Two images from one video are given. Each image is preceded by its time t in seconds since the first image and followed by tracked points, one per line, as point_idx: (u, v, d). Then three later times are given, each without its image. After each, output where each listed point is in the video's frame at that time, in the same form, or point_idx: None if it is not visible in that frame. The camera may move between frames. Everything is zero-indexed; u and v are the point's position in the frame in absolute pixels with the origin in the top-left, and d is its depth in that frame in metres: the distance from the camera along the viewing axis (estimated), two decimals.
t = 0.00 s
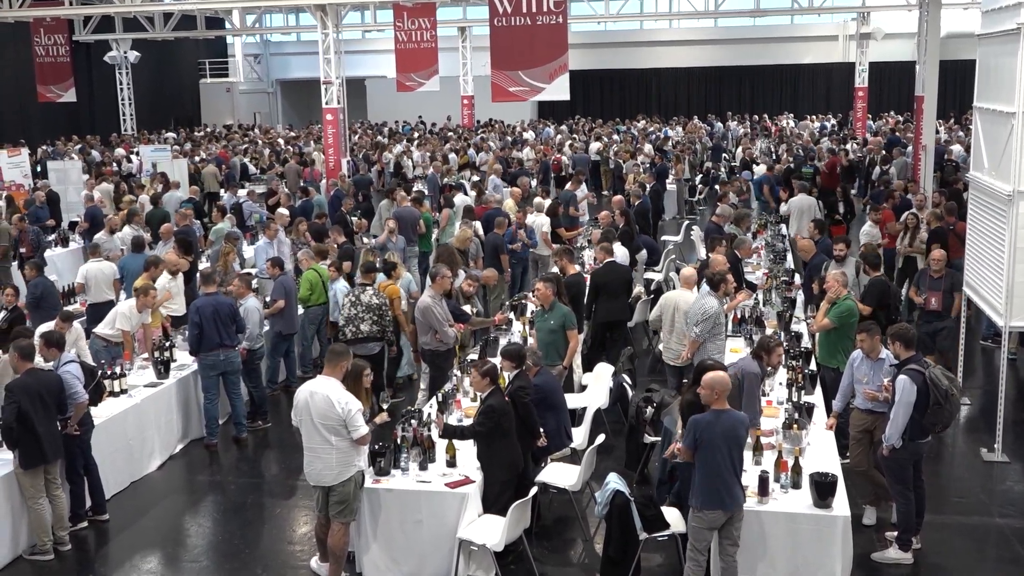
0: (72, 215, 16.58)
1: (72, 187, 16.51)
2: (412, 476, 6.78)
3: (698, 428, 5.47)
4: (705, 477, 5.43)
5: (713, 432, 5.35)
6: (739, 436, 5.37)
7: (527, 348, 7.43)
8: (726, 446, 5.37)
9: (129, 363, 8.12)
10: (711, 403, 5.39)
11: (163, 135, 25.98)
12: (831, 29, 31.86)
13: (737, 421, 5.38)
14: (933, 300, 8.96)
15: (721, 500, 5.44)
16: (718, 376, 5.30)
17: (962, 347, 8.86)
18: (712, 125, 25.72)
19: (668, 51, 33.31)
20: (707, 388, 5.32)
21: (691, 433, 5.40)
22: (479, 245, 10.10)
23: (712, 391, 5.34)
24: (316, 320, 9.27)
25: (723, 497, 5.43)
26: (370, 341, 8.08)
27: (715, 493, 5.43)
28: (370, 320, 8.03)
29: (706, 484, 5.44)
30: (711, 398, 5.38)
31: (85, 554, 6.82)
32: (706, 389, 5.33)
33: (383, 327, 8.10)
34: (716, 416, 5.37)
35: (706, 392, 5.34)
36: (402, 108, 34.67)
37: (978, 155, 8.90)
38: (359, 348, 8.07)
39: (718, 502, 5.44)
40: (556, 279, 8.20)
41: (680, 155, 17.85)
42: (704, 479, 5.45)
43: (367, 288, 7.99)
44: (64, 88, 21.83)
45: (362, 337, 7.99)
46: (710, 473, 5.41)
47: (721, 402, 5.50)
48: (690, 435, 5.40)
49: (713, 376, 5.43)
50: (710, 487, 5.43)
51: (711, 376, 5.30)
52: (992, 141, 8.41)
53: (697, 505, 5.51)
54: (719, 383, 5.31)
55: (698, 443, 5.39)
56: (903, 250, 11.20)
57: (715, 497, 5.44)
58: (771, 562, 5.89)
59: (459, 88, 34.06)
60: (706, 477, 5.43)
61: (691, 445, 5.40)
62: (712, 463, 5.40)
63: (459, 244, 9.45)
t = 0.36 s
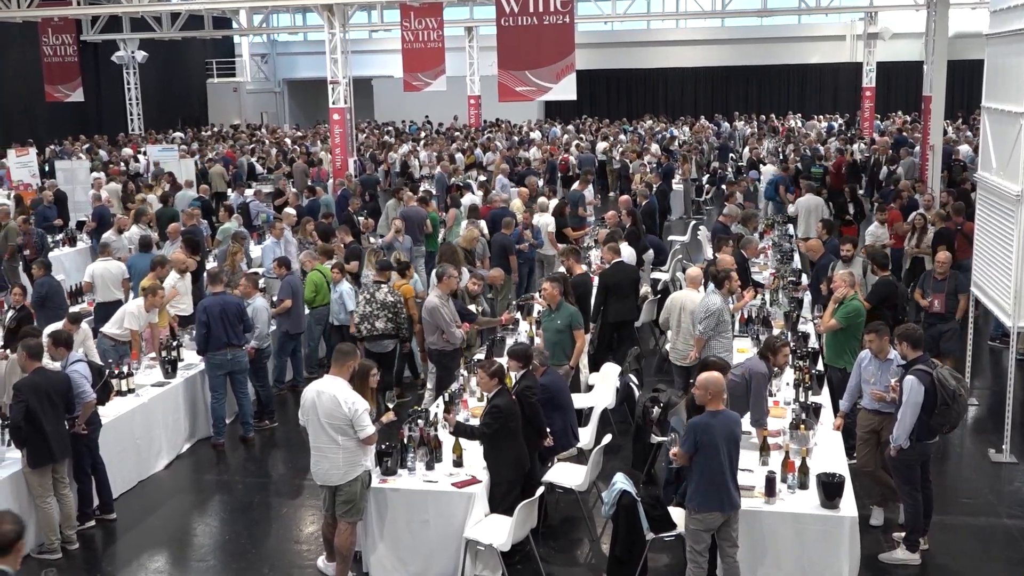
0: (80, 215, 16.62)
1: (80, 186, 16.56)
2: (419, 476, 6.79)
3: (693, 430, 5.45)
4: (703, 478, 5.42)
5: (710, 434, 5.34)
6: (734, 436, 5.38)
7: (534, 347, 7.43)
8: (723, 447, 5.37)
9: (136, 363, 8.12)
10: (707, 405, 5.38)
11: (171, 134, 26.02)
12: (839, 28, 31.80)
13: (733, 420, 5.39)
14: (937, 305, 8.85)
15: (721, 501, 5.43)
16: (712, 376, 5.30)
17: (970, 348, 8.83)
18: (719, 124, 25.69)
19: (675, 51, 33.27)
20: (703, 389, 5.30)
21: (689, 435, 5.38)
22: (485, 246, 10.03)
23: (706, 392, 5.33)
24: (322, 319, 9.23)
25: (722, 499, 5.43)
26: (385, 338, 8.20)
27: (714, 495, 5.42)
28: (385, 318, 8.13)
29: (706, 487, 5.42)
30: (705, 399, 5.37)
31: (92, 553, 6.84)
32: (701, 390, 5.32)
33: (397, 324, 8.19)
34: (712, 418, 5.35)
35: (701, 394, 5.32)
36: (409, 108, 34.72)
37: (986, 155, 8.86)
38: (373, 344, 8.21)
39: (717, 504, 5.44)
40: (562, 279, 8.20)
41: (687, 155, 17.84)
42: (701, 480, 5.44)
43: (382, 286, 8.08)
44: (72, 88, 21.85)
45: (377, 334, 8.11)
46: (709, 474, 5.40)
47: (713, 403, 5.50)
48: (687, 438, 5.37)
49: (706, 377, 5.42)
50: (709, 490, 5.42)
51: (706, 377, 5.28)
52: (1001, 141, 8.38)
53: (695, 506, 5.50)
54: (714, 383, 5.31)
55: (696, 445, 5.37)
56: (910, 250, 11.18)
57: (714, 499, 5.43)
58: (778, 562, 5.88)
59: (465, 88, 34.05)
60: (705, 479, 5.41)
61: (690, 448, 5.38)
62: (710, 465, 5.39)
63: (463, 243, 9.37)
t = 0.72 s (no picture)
0: (148, 211, 16.93)
1: (148, 183, 16.87)
2: (480, 473, 6.78)
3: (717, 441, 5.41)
4: (737, 486, 5.39)
5: (742, 440, 5.31)
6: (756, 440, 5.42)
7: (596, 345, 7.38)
8: (751, 451, 5.38)
9: (202, 356, 8.19)
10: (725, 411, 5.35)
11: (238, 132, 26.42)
12: (908, 25, 31.23)
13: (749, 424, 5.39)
14: (1011, 318, 8.65)
15: (751, 508, 5.43)
16: (731, 380, 5.28)
17: None
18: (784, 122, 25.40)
19: (739, 49, 32.94)
20: (723, 394, 5.26)
21: (725, 446, 5.31)
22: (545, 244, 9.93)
23: (728, 399, 5.33)
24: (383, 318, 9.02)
25: (751, 505, 5.41)
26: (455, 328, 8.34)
27: (748, 501, 5.40)
28: (454, 308, 8.24)
29: (743, 495, 5.38)
30: (725, 406, 5.37)
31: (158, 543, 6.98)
32: (726, 398, 5.30)
33: (466, 314, 8.29)
34: (741, 424, 5.33)
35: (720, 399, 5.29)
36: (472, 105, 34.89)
37: None
38: (448, 334, 8.39)
39: (749, 510, 5.42)
40: (625, 277, 8.15)
41: (751, 153, 17.65)
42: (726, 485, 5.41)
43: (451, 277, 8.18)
44: (141, 86, 22.39)
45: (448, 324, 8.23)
46: (742, 480, 5.38)
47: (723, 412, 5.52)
48: (729, 449, 5.29)
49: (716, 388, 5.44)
50: (742, 497, 5.39)
51: (726, 381, 5.24)
52: None
53: (724, 516, 5.46)
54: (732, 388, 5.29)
55: (734, 454, 5.31)
56: (983, 251, 10.92)
57: (744, 506, 5.41)
58: (844, 567, 5.76)
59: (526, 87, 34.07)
60: (738, 486, 5.38)
61: (732, 458, 5.31)
62: (742, 471, 5.37)
63: (525, 241, 9.16)
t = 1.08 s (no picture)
0: (311, 205, 17.61)
1: (312, 178, 17.53)
2: (628, 477, 6.69)
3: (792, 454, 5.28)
4: (810, 505, 5.23)
5: (816, 456, 5.16)
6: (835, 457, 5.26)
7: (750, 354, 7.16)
8: (827, 468, 5.21)
9: (358, 348, 8.32)
10: (806, 426, 5.23)
11: (400, 130, 27.17)
12: None
13: (832, 440, 5.26)
14: None
15: (822, 527, 5.26)
16: (814, 394, 5.16)
17: None
18: (957, 129, 24.33)
19: (910, 51, 31.71)
20: (807, 409, 5.15)
21: (797, 461, 5.17)
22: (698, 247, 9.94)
23: (804, 412, 5.21)
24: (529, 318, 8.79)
25: (823, 525, 5.24)
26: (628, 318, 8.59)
27: (819, 520, 5.23)
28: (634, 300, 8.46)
29: (814, 514, 5.22)
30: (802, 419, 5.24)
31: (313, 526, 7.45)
32: (804, 411, 5.18)
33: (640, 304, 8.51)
34: (818, 440, 5.18)
35: (804, 414, 5.17)
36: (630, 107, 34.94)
37: None
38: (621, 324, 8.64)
39: (819, 529, 5.24)
40: (783, 286, 7.90)
41: (921, 161, 16.98)
42: (803, 505, 5.26)
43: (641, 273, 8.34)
44: (307, 84, 23.07)
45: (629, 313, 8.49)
46: (817, 498, 5.22)
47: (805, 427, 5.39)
48: (800, 464, 5.15)
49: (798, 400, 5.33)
50: (814, 517, 5.22)
51: (809, 395, 5.14)
52: None
53: (794, 535, 5.30)
54: (815, 403, 5.17)
55: (805, 470, 5.17)
56: None
57: (815, 524, 5.25)
58: None
59: (685, 87, 33.84)
60: (811, 504, 5.22)
61: (801, 474, 5.17)
62: (815, 488, 5.22)
63: (681, 246, 9.20)
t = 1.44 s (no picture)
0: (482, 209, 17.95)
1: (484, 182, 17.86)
2: (800, 498, 6.20)
3: (882, 485, 5.02)
4: (901, 538, 5.00)
5: (910, 488, 4.91)
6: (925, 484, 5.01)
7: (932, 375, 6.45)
8: (919, 498, 4.98)
9: (528, 351, 8.37)
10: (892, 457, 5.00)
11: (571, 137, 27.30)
12: None
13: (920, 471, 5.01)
14: None
15: (910, 562, 5.03)
16: (901, 423, 4.93)
17: None
18: None
19: None
20: (893, 438, 4.92)
21: (890, 493, 4.91)
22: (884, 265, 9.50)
23: (894, 441, 4.94)
24: (705, 328, 9.01)
25: (913, 558, 5.02)
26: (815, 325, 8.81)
27: (907, 553, 5.01)
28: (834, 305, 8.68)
29: (903, 547, 5.01)
30: (891, 449, 4.97)
31: (478, 526, 7.56)
32: (893, 441, 4.92)
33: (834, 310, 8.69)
34: (910, 471, 4.92)
35: (890, 443, 4.95)
36: (808, 116, 34.09)
37: None
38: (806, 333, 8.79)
39: (906, 561, 5.03)
40: (971, 308, 7.38)
41: None
42: (889, 538, 5.05)
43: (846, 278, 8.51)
44: (483, 90, 23.29)
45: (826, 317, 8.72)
46: (906, 530, 5.00)
47: (891, 455, 5.12)
48: (894, 498, 4.89)
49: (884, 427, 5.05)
50: (904, 549, 5.00)
51: (895, 424, 4.92)
52: None
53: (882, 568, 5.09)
54: (902, 433, 4.94)
55: (900, 504, 4.91)
56: None
57: (903, 559, 5.03)
58: None
59: (868, 96, 32.66)
60: (900, 536, 5.00)
61: (897, 508, 4.91)
62: (907, 519, 4.99)
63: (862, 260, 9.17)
